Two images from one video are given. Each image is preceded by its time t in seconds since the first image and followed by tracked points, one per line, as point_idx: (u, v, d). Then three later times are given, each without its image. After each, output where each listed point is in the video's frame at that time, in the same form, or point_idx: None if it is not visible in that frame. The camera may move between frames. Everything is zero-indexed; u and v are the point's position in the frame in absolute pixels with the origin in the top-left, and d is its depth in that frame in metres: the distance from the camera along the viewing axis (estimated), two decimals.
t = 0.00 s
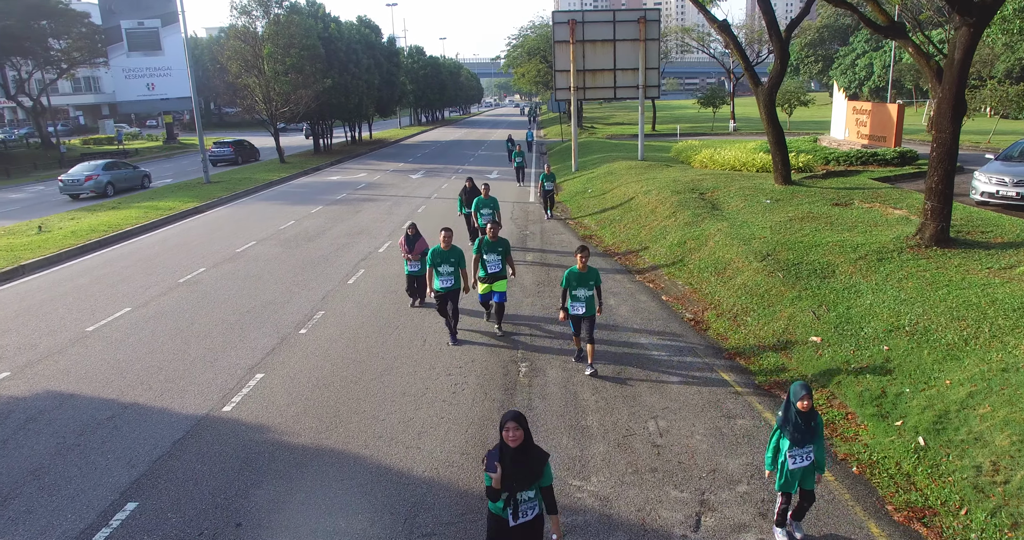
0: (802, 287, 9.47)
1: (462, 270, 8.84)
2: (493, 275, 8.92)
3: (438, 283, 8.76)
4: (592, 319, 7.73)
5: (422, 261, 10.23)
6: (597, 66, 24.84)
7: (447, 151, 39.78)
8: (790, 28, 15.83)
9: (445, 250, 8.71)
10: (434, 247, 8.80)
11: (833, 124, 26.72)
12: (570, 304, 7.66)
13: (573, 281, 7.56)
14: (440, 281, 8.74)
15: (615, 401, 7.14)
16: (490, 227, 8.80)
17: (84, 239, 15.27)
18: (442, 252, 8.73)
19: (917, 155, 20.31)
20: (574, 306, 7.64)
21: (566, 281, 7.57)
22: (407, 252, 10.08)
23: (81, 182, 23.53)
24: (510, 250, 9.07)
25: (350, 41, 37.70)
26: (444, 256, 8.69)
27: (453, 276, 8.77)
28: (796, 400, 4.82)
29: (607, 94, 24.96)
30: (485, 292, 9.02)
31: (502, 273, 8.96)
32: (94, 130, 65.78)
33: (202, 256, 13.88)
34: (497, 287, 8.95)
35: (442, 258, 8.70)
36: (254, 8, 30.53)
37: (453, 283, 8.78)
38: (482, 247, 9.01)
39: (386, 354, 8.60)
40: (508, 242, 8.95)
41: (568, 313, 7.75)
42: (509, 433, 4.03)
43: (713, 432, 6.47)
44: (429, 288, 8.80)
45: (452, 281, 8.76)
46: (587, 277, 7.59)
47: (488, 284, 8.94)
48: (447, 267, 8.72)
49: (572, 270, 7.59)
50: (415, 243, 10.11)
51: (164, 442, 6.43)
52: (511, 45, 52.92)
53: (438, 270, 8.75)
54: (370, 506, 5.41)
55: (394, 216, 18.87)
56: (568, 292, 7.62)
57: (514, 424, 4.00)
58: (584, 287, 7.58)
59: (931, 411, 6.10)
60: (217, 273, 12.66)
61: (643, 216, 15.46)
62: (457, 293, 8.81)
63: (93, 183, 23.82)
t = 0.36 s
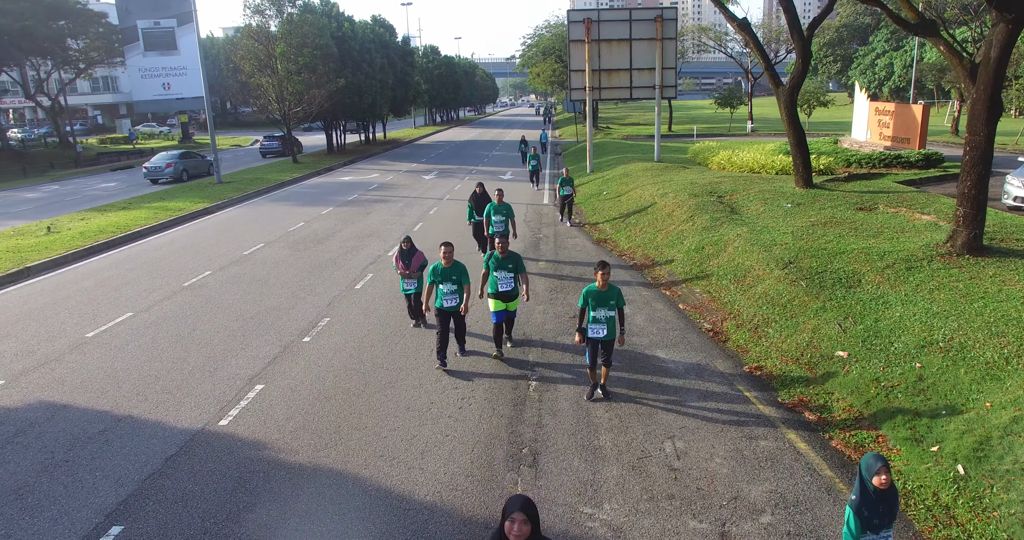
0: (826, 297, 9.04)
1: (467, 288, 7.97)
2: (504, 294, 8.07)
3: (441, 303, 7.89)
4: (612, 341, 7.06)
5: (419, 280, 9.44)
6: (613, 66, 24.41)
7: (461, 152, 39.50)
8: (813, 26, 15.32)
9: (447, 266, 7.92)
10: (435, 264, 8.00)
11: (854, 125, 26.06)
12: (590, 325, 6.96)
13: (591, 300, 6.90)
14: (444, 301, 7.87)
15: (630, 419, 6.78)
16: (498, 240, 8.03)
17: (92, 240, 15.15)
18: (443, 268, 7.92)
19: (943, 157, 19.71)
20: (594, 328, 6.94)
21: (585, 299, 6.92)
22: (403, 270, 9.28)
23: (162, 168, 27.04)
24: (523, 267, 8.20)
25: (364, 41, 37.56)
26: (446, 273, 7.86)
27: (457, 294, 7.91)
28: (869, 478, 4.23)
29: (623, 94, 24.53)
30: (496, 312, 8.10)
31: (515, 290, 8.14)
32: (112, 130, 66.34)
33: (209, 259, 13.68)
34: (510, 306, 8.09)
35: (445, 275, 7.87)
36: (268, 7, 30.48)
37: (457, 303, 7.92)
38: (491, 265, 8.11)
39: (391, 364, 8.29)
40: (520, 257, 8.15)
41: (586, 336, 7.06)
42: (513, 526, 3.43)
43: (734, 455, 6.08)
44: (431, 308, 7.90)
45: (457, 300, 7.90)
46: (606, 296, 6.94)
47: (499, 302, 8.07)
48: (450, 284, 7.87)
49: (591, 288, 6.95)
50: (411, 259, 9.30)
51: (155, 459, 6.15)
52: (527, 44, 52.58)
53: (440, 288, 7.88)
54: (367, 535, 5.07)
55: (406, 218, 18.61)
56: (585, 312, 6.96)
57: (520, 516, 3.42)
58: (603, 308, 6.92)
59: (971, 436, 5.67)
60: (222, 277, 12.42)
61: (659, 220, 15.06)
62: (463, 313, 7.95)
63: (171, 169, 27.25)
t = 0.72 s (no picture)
0: (846, 308, 8.63)
1: (461, 306, 7.34)
2: (504, 312, 7.47)
3: (431, 323, 7.27)
4: (621, 379, 6.26)
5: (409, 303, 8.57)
6: (623, 65, 24.00)
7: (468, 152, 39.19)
8: (829, 25, 14.86)
9: (437, 282, 7.23)
10: (424, 279, 7.30)
11: (869, 126, 25.47)
12: (598, 361, 6.13)
13: (600, 332, 6.10)
14: (434, 321, 7.25)
15: (641, 439, 6.40)
16: (497, 252, 7.39)
17: (91, 242, 14.92)
18: (434, 285, 7.23)
19: (961, 159, 19.19)
20: (603, 364, 6.12)
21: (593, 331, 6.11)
22: (390, 292, 8.47)
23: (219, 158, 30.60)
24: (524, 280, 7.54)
25: (371, 40, 37.32)
26: (436, 290, 7.20)
27: (448, 314, 7.28)
28: None
29: (633, 94, 24.11)
30: (497, 332, 7.54)
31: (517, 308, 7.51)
32: (121, 130, 66.52)
33: (208, 263, 13.41)
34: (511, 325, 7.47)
35: (435, 292, 7.21)
36: (274, 7, 30.28)
37: (448, 322, 7.29)
38: (490, 280, 7.45)
39: (390, 377, 7.96)
40: (522, 271, 7.49)
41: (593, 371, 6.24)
42: None
43: (752, 480, 5.69)
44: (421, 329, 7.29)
45: (448, 320, 7.26)
46: (617, 327, 6.13)
47: (500, 321, 7.49)
48: (441, 303, 7.22)
49: (598, 319, 6.11)
50: (399, 283, 8.52)
51: (137, 479, 5.83)
52: (535, 44, 52.24)
53: (430, 307, 7.24)
54: None
55: (410, 220, 18.30)
56: (593, 345, 6.16)
57: None
58: (614, 340, 6.12)
59: (1010, 464, 5.26)
60: (221, 282, 12.13)
61: (670, 224, 14.64)
62: (456, 333, 7.32)
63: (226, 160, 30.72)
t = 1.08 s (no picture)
0: (866, 319, 8.23)
1: (457, 337, 6.61)
2: (512, 344, 6.58)
3: (424, 355, 6.50)
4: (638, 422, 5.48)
5: (390, 333, 7.40)
6: (630, 65, 23.59)
7: (474, 152, 38.88)
8: (844, 23, 14.42)
9: (432, 309, 6.49)
10: (418, 305, 6.56)
11: (881, 126, 24.95)
12: (608, 400, 5.44)
13: (613, 369, 5.36)
14: (426, 352, 6.48)
15: (650, 463, 6.04)
16: (506, 277, 6.59)
17: (88, 245, 14.66)
18: (427, 312, 6.50)
19: (978, 161, 18.65)
20: (613, 404, 5.41)
21: (604, 366, 5.37)
22: (370, 319, 7.36)
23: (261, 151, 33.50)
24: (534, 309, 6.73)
25: (376, 40, 37.03)
26: (430, 318, 6.47)
27: (443, 345, 6.53)
28: None
29: (641, 94, 23.69)
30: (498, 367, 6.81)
31: (526, 340, 6.63)
32: (127, 129, 66.58)
33: (205, 268, 13.11)
34: (517, 359, 6.60)
35: (429, 320, 6.47)
36: (278, 6, 30.03)
37: (442, 355, 6.52)
38: (496, 307, 6.58)
39: (387, 391, 7.63)
40: (533, 298, 6.68)
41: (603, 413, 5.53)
42: None
43: (772, 509, 5.33)
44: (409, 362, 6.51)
45: (442, 352, 6.50)
46: (634, 365, 5.40)
47: (505, 354, 6.63)
48: (435, 332, 6.47)
49: (614, 350, 5.43)
50: (380, 308, 7.38)
51: (118, 502, 5.51)
52: (541, 43, 51.91)
53: (423, 337, 6.50)
54: None
55: (413, 222, 17.97)
56: (605, 383, 5.43)
57: None
58: (629, 378, 5.39)
59: None
60: (217, 288, 11.82)
61: (678, 228, 14.27)
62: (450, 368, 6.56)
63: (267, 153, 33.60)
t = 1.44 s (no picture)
0: (884, 330, 7.85)
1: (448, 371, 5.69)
2: (509, 380, 5.75)
3: (411, 393, 5.71)
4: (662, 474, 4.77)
5: (368, 372, 6.60)
6: (635, 64, 23.21)
7: (475, 153, 38.58)
8: (855, 20, 13.99)
9: (416, 342, 5.64)
10: (401, 338, 5.73)
11: (890, 126, 24.50)
12: (629, 450, 4.73)
13: (633, 412, 4.68)
14: (414, 391, 5.70)
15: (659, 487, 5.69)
16: (497, 305, 5.72)
17: (79, 249, 14.33)
18: (411, 346, 5.66)
19: (990, 162, 18.25)
20: (636, 454, 4.70)
21: (622, 409, 4.70)
22: (343, 355, 6.50)
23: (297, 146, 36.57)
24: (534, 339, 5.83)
25: (377, 39, 36.70)
26: (415, 352, 5.63)
27: (433, 381, 5.72)
28: None
29: (645, 94, 23.31)
30: (500, 404, 5.82)
31: (526, 374, 5.81)
32: (128, 129, 66.36)
33: (198, 273, 12.78)
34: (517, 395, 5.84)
35: (414, 355, 5.64)
36: (277, 5, 29.66)
37: (432, 393, 5.74)
38: (490, 339, 5.79)
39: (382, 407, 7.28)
40: (531, 327, 5.81)
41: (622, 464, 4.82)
42: None
43: None
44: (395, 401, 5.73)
45: (432, 390, 5.71)
46: (658, 409, 4.69)
47: (503, 392, 5.77)
48: (422, 368, 5.66)
49: (633, 392, 4.72)
50: (357, 342, 6.51)
51: (91, 531, 5.16)
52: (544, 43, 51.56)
53: (409, 373, 5.70)
54: None
55: (413, 225, 17.63)
56: (625, 430, 4.73)
57: None
58: (652, 424, 4.68)
59: None
60: (209, 294, 11.47)
61: (685, 231, 13.90)
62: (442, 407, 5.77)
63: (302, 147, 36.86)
